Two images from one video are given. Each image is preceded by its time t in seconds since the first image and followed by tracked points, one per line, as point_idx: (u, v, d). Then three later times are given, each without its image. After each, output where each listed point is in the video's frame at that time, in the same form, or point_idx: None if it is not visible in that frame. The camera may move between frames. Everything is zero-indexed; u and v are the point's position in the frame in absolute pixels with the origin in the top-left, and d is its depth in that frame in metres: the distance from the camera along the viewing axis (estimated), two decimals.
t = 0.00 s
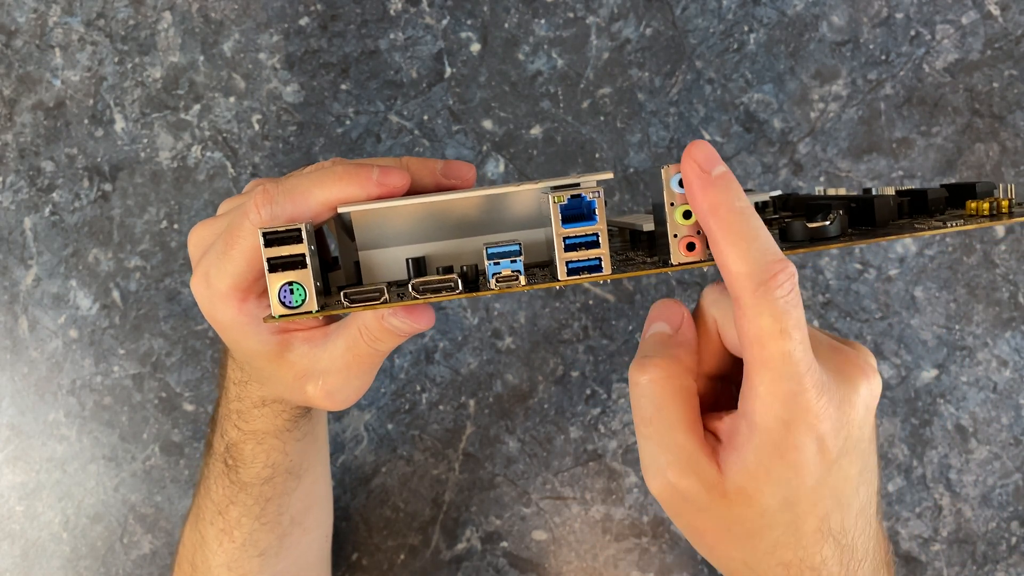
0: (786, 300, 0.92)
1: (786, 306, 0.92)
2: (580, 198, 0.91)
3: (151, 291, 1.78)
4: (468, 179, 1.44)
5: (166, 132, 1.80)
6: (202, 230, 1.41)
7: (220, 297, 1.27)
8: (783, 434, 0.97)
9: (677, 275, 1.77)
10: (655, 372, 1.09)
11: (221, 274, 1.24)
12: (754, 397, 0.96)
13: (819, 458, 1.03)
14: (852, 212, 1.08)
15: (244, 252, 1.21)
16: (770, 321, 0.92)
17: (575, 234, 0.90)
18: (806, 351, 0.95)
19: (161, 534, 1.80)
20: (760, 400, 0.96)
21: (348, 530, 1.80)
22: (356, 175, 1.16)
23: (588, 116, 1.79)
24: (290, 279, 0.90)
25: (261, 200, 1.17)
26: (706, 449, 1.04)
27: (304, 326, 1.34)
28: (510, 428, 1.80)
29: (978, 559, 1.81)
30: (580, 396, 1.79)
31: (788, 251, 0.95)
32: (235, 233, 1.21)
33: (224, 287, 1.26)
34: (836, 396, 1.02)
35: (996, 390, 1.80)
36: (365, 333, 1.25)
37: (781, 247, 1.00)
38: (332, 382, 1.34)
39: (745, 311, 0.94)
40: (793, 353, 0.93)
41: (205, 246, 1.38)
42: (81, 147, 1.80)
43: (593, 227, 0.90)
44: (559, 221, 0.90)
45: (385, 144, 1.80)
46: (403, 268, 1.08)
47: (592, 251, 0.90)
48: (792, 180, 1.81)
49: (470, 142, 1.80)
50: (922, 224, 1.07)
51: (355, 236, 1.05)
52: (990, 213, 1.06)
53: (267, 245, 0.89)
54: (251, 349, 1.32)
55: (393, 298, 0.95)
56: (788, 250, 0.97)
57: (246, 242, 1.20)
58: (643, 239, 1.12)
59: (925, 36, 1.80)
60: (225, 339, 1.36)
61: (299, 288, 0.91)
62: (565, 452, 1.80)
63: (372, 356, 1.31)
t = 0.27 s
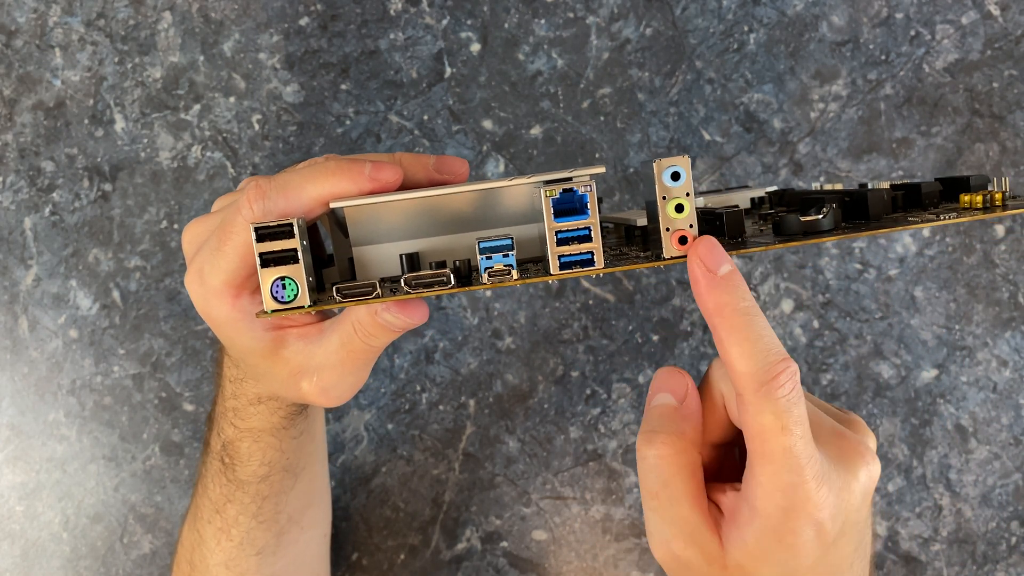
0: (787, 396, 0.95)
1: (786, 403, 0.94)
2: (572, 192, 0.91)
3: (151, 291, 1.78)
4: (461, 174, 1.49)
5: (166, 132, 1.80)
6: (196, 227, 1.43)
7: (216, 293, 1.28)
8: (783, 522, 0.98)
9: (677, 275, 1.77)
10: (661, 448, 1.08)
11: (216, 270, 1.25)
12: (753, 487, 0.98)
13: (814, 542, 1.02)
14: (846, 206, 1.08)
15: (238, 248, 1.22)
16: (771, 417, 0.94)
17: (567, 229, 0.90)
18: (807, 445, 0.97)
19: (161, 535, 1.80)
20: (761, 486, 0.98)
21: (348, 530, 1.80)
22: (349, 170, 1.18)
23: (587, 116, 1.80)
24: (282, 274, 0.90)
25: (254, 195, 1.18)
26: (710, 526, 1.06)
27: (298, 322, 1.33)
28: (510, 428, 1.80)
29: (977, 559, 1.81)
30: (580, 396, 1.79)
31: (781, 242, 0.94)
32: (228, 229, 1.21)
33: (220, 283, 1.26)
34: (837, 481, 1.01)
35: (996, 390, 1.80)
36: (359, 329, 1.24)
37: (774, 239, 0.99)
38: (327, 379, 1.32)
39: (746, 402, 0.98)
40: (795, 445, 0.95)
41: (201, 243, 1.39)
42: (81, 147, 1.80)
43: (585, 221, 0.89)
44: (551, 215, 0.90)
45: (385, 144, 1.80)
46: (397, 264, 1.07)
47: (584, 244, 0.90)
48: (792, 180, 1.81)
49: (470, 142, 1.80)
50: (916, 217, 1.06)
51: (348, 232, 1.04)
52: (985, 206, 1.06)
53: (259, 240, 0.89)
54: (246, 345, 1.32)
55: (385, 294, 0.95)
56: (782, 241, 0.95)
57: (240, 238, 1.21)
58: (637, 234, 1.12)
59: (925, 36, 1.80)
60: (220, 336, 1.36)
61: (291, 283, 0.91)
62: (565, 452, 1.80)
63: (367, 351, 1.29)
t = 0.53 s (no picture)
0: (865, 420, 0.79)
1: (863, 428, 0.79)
2: (574, 188, 0.91)
3: (151, 291, 1.78)
4: (463, 172, 1.48)
5: (166, 132, 1.80)
6: (200, 225, 1.43)
7: (218, 290, 1.27)
8: (845, 557, 0.80)
9: (677, 275, 1.77)
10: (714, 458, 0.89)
11: (218, 267, 1.25)
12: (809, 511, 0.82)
13: None
14: (847, 203, 1.08)
15: (241, 245, 1.21)
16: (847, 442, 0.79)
17: (570, 225, 0.90)
18: (880, 477, 0.81)
19: (161, 534, 1.80)
20: (819, 509, 0.81)
21: (348, 530, 1.81)
22: (352, 168, 1.18)
23: (588, 116, 1.80)
24: (285, 270, 0.90)
25: (258, 193, 1.18)
26: (754, 542, 0.87)
27: (300, 320, 1.33)
28: (510, 428, 1.80)
29: (977, 559, 1.81)
30: (580, 396, 1.79)
31: (783, 237, 0.94)
32: (232, 227, 1.22)
33: (221, 280, 1.25)
34: (909, 522, 0.85)
35: (996, 390, 1.81)
36: (362, 326, 1.22)
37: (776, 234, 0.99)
38: (329, 376, 1.32)
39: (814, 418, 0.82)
40: (864, 475, 0.79)
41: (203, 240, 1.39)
42: (81, 147, 1.80)
43: (588, 217, 0.89)
44: (553, 211, 0.90)
45: (385, 144, 1.80)
46: (400, 262, 1.07)
47: (587, 240, 0.90)
48: (792, 180, 1.81)
49: (470, 142, 1.80)
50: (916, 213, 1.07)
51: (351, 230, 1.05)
52: (985, 202, 1.06)
53: (262, 237, 0.89)
54: (249, 342, 1.31)
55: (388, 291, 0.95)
56: (784, 237, 0.95)
57: (243, 235, 1.21)
58: (639, 233, 1.13)
59: (925, 36, 1.80)
60: (223, 333, 1.35)
61: (295, 280, 0.90)
62: (565, 452, 1.80)
63: (370, 348, 1.28)
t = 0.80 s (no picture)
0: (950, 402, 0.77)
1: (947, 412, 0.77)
2: (569, 184, 0.91)
3: (151, 291, 1.78)
4: (458, 170, 1.49)
5: (166, 132, 1.80)
6: (197, 223, 1.43)
7: (214, 288, 1.27)
8: (912, 540, 0.79)
9: (677, 275, 1.77)
10: (788, 429, 0.87)
11: (214, 265, 1.25)
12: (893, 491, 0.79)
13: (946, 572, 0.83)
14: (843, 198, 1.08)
15: (237, 244, 1.21)
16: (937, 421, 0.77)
17: (564, 221, 0.90)
18: (959, 465, 0.78)
19: (162, 534, 1.80)
20: (894, 491, 0.79)
21: (348, 530, 1.80)
22: (347, 166, 1.18)
23: (588, 116, 1.79)
24: (280, 268, 0.90)
25: (252, 191, 1.17)
26: (820, 517, 0.85)
27: (297, 318, 1.33)
28: (509, 428, 1.80)
29: (978, 559, 1.81)
30: (580, 396, 1.79)
31: (780, 233, 0.94)
32: (227, 225, 1.21)
33: (218, 279, 1.26)
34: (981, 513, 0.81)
35: (996, 390, 1.80)
36: (358, 324, 1.22)
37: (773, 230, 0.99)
38: (326, 374, 1.32)
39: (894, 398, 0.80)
40: (952, 458, 0.77)
41: (200, 239, 1.40)
42: (81, 147, 1.80)
43: (582, 213, 0.89)
44: (548, 207, 0.90)
45: (385, 145, 1.79)
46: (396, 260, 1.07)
47: (582, 237, 0.90)
48: (792, 180, 1.81)
49: (470, 142, 1.80)
50: (914, 207, 1.07)
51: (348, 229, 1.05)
52: (982, 195, 1.06)
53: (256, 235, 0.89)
54: (246, 341, 1.32)
55: (383, 288, 0.95)
56: (780, 232, 0.95)
57: (238, 233, 1.20)
58: (635, 228, 1.13)
59: (925, 36, 1.80)
60: (220, 332, 1.36)
61: (289, 278, 0.90)
62: (565, 452, 1.80)
63: (366, 346, 1.28)
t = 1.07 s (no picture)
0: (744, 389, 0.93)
1: (761, 392, 0.91)
2: (566, 183, 0.91)
3: (151, 291, 1.78)
4: (455, 170, 1.47)
5: (166, 132, 1.80)
6: (194, 223, 1.44)
7: (211, 288, 1.28)
8: (784, 519, 0.97)
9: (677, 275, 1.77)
10: (670, 402, 1.06)
11: (210, 265, 1.26)
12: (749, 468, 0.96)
13: (835, 550, 1.02)
14: (840, 195, 1.08)
15: (233, 244, 1.22)
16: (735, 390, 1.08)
17: (562, 220, 0.90)
18: (816, 445, 0.95)
19: (162, 534, 1.80)
20: (759, 476, 0.96)
21: (348, 530, 1.81)
22: (344, 166, 1.19)
23: (588, 116, 1.80)
24: (278, 269, 0.90)
25: (248, 191, 1.18)
26: (709, 487, 1.05)
27: (295, 319, 1.34)
28: (510, 428, 1.80)
29: (977, 559, 1.81)
30: (580, 396, 1.79)
31: (776, 230, 0.95)
32: (223, 226, 1.22)
33: (214, 279, 1.27)
34: (857, 497, 0.99)
35: (996, 390, 1.80)
36: (355, 324, 1.23)
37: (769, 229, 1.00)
38: (323, 375, 1.32)
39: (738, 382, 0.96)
40: (797, 438, 0.92)
41: (196, 239, 1.41)
42: (81, 147, 1.80)
43: (579, 212, 0.90)
44: (545, 206, 0.90)
45: (385, 145, 1.79)
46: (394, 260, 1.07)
47: (578, 235, 0.90)
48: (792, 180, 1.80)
49: (470, 142, 1.80)
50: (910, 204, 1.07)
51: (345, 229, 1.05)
52: (977, 192, 1.07)
53: (253, 236, 0.89)
54: (243, 342, 1.33)
55: (381, 288, 0.95)
56: (777, 230, 0.95)
57: (235, 233, 1.21)
58: (633, 227, 1.12)
59: (925, 36, 1.80)
60: (218, 333, 1.37)
61: (287, 279, 0.90)
62: (565, 452, 1.80)
63: (364, 347, 1.29)
